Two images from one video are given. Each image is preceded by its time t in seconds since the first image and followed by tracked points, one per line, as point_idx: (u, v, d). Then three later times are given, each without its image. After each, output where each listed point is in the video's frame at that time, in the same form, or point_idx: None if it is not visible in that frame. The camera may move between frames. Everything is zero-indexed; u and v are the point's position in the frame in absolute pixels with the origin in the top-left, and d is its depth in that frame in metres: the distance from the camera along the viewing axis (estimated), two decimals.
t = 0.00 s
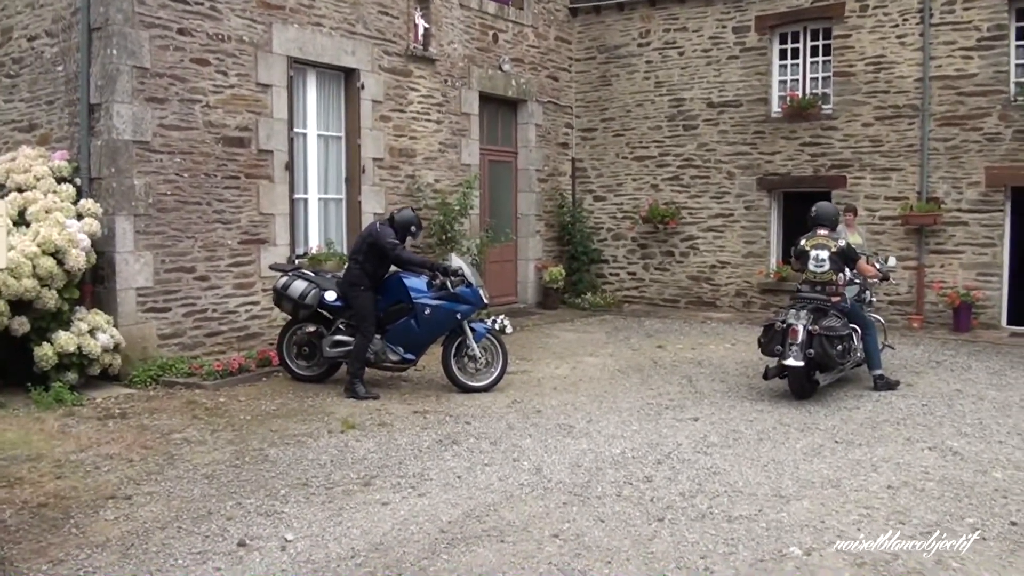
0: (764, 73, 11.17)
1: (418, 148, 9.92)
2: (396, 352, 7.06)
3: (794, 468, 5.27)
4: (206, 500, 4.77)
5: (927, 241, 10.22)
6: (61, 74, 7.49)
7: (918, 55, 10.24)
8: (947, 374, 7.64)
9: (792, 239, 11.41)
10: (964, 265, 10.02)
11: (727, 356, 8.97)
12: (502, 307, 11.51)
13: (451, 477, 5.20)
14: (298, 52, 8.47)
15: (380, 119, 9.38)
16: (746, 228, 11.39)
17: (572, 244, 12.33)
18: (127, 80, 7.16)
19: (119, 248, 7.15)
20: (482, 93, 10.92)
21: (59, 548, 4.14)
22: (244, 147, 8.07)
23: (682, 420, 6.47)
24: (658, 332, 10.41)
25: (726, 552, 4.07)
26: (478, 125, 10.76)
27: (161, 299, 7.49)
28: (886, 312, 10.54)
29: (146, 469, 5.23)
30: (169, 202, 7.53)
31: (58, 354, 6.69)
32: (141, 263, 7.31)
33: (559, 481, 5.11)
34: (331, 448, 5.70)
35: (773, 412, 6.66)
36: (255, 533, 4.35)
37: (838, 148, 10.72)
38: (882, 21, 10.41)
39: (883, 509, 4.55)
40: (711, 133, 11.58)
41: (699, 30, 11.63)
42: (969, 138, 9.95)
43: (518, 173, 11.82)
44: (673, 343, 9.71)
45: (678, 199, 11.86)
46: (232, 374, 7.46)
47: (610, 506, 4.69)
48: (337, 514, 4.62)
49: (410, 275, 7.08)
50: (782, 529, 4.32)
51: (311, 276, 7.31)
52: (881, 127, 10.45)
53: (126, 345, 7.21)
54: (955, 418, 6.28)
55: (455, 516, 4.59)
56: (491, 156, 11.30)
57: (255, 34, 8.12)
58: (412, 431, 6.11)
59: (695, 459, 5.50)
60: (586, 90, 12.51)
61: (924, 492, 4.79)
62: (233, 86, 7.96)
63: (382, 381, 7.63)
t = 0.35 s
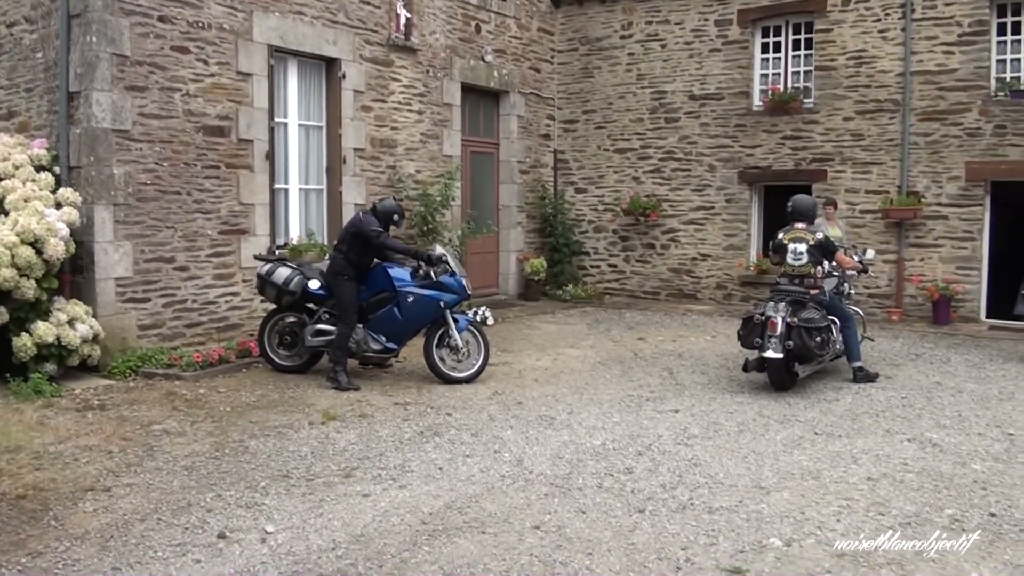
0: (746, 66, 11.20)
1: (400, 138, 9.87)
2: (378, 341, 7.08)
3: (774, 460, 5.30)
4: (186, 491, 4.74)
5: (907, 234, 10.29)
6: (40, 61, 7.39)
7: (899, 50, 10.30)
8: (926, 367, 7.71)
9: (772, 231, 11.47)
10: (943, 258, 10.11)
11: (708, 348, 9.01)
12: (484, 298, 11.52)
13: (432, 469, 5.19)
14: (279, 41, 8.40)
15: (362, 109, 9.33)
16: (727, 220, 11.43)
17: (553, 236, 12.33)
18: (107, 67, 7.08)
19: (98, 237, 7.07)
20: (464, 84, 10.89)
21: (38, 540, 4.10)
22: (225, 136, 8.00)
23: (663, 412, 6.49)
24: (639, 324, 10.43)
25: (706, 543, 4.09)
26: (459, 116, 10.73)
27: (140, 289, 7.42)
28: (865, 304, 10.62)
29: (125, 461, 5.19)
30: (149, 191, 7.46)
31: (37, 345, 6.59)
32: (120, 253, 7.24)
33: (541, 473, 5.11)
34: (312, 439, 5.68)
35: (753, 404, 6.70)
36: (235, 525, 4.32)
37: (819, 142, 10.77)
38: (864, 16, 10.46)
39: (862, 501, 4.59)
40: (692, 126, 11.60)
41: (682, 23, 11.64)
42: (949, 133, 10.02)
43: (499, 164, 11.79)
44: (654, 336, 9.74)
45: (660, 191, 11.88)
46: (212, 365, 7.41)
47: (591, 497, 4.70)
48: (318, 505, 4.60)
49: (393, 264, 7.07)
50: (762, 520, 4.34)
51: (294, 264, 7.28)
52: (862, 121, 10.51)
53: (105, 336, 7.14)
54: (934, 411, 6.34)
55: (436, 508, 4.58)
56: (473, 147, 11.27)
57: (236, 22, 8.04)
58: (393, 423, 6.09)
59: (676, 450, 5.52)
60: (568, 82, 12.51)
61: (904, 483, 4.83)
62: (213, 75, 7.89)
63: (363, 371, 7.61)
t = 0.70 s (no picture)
0: (729, 61, 11.22)
1: (382, 130, 9.83)
2: (360, 328, 7.14)
3: (754, 454, 5.33)
4: (166, 485, 4.70)
5: (887, 230, 10.37)
6: (20, 49, 7.30)
7: (881, 47, 10.36)
8: (905, 362, 7.77)
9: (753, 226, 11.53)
10: (923, 254, 10.20)
11: (688, 343, 9.04)
12: (465, 292, 11.50)
13: (413, 462, 5.17)
14: (261, 31, 8.34)
15: (343, 101, 9.28)
16: (709, 215, 11.47)
17: (535, 229, 12.33)
18: (87, 56, 7.00)
19: (78, 228, 7.00)
20: (447, 77, 10.85)
21: (16, 534, 4.06)
22: (205, 126, 7.93)
23: (643, 406, 6.52)
24: (620, 318, 10.46)
25: (687, 537, 4.10)
26: (442, 108, 10.70)
27: (120, 280, 7.35)
28: (844, 300, 10.69)
29: (105, 454, 5.15)
30: (129, 182, 7.38)
31: (16, 336, 6.54)
32: (100, 244, 7.17)
33: (522, 467, 5.11)
34: (292, 432, 5.65)
35: (733, 398, 6.73)
36: (215, 518, 4.29)
37: (801, 138, 10.82)
38: (847, 13, 10.52)
39: (842, 495, 4.62)
40: (675, 121, 11.62)
41: (665, 18, 11.65)
42: (929, 130, 10.10)
43: (481, 157, 11.78)
44: (635, 330, 9.77)
45: (642, 186, 11.90)
46: (191, 358, 7.35)
47: (572, 491, 4.70)
48: (299, 499, 4.58)
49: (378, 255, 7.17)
50: (742, 514, 4.37)
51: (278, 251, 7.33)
52: (843, 118, 10.57)
53: (84, 327, 7.08)
54: (913, 406, 6.39)
55: (417, 501, 4.57)
56: (455, 140, 11.26)
57: (218, 12, 7.97)
58: (375, 416, 6.07)
59: (656, 444, 5.54)
60: (551, 76, 12.50)
61: (883, 478, 4.87)
62: (194, 65, 7.82)
63: (344, 364, 7.59)
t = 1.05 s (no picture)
0: (716, 61, 11.26)
1: (368, 127, 9.80)
2: (347, 324, 7.14)
3: (739, 453, 5.35)
4: (152, 483, 4.68)
5: (872, 231, 10.43)
6: (5, 42, 7.24)
7: (867, 48, 10.42)
8: (890, 362, 7.82)
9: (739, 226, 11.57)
10: (907, 255, 10.27)
11: (674, 342, 9.06)
12: (452, 290, 11.51)
13: (399, 461, 5.16)
14: (248, 27, 8.30)
15: (330, 98, 9.25)
16: (695, 215, 11.50)
17: (521, 228, 12.32)
18: (74, 51, 6.95)
19: (63, 224, 6.95)
20: (434, 75, 10.84)
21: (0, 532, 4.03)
22: (191, 122, 7.88)
23: (629, 405, 6.53)
24: (606, 317, 10.48)
25: (673, 536, 4.12)
26: (429, 106, 10.68)
27: (105, 277, 7.31)
28: (829, 300, 10.75)
29: (90, 451, 5.11)
30: (115, 178, 7.34)
31: None
32: (85, 240, 7.12)
33: (508, 465, 5.12)
34: (278, 430, 5.63)
35: (719, 397, 6.76)
36: (201, 516, 4.28)
37: (787, 138, 10.87)
38: (833, 14, 10.57)
39: (827, 494, 4.64)
40: (661, 120, 11.65)
41: (652, 17, 11.67)
42: (915, 131, 10.16)
43: (468, 155, 11.76)
44: (621, 329, 9.78)
45: (628, 185, 11.92)
46: (177, 355, 7.31)
47: (558, 490, 4.71)
48: (285, 497, 4.57)
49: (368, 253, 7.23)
50: (727, 513, 4.39)
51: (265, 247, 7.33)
52: (829, 119, 10.63)
53: (69, 324, 7.03)
54: (897, 405, 6.43)
55: (403, 500, 4.57)
56: (442, 138, 11.24)
57: (204, 7, 7.93)
58: (361, 415, 6.06)
59: (642, 443, 5.55)
60: (538, 74, 12.50)
61: (868, 477, 4.90)
62: (181, 60, 7.77)
63: (330, 362, 7.57)
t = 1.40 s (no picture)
0: (706, 70, 11.31)
1: (359, 134, 9.80)
2: (337, 331, 7.14)
3: (729, 461, 5.36)
4: (141, 489, 4.65)
5: (861, 240, 10.48)
6: None
7: (856, 58, 10.49)
8: (879, 370, 7.86)
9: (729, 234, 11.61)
10: (896, 264, 10.32)
11: (664, 350, 9.07)
12: (442, 297, 11.50)
13: (389, 468, 5.15)
14: (239, 33, 8.30)
15: (321, 104, 9.25)
16: (684, 223, 11.54)
17: (512, 235, 12.33)
18: (65, 56, 6.93)
19: (53, 230, 6.93)
20: (425, 82, 10.85)
21: None
22: (182, 128, 7.87)
23: (619, 412, 6.54)
24: (596, 324, 10.49)
25: (663, 543, 4.12)
26: (420, 113, 10.68)
27: (94, 283, 7.28)
28: (818, 308, 10.79)
29: (79, 458, 5.09)
30: (105, 183, 7.31)
31: None
32: (75, 246, 7.09)
33: (499, 472, 5.11)
34: (268, 437, 5.62)
35: (709, 404, 6.78)
36: (191, 523, 4.26)
37: (776, 147, 10.92)
38: (823, 24, 10.64)
39: (817, 501, 4.66)
40: (651, 128, 11.69)
41: (642, 26, 11.72)
42: (903, 141, 10.23)
43: (459, 163, 11.78)
44: (611, 336, 9.80)
45: (618, 193, 11.95)
46: (166, 361, 7.29)
47: (548, 497, 4.71)
48: (274, 504, 4.55)
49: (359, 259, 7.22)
50: (717, 520, 4.40)
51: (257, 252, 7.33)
52: (818, 128, 10.68)
53: (58, 329, 7.00)
54: (886, 413, 6.46)
55: (393, 507, 4.56)
56: (433, 145, 11.25)
57: (196, 13, 7.93)
58: (351, 421, 6.05)
59: (632, 451, 5.56)
60: (529, 82, 12.53)
61: (857, 484, 4.92)
62: (172, 66, 7.76)
63: (320, 369, 7.55)
